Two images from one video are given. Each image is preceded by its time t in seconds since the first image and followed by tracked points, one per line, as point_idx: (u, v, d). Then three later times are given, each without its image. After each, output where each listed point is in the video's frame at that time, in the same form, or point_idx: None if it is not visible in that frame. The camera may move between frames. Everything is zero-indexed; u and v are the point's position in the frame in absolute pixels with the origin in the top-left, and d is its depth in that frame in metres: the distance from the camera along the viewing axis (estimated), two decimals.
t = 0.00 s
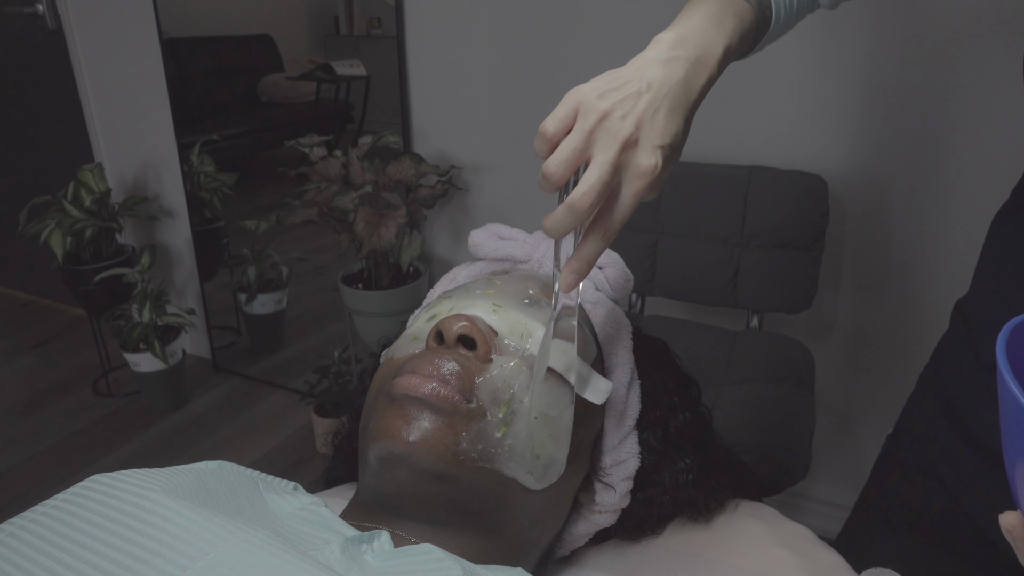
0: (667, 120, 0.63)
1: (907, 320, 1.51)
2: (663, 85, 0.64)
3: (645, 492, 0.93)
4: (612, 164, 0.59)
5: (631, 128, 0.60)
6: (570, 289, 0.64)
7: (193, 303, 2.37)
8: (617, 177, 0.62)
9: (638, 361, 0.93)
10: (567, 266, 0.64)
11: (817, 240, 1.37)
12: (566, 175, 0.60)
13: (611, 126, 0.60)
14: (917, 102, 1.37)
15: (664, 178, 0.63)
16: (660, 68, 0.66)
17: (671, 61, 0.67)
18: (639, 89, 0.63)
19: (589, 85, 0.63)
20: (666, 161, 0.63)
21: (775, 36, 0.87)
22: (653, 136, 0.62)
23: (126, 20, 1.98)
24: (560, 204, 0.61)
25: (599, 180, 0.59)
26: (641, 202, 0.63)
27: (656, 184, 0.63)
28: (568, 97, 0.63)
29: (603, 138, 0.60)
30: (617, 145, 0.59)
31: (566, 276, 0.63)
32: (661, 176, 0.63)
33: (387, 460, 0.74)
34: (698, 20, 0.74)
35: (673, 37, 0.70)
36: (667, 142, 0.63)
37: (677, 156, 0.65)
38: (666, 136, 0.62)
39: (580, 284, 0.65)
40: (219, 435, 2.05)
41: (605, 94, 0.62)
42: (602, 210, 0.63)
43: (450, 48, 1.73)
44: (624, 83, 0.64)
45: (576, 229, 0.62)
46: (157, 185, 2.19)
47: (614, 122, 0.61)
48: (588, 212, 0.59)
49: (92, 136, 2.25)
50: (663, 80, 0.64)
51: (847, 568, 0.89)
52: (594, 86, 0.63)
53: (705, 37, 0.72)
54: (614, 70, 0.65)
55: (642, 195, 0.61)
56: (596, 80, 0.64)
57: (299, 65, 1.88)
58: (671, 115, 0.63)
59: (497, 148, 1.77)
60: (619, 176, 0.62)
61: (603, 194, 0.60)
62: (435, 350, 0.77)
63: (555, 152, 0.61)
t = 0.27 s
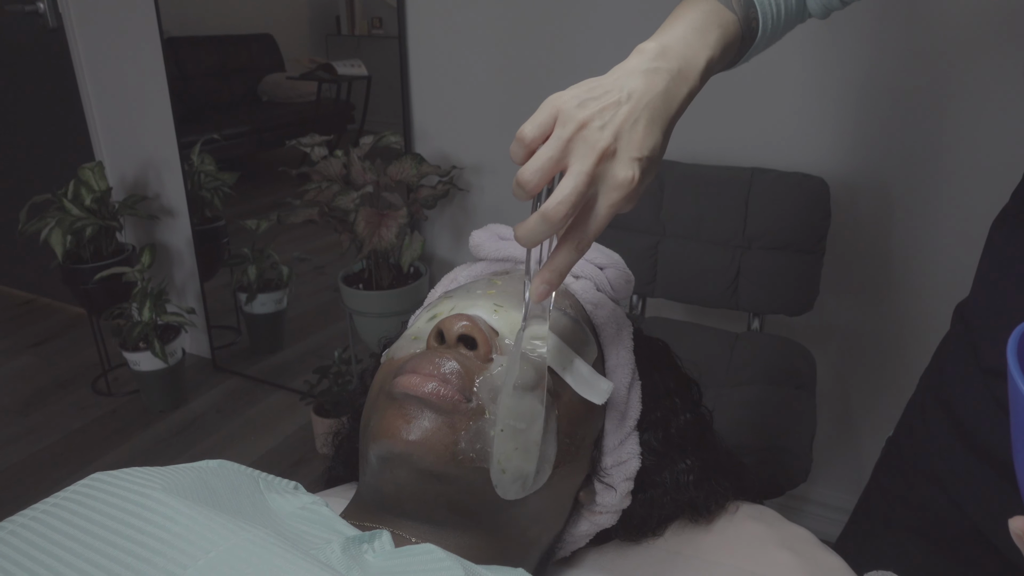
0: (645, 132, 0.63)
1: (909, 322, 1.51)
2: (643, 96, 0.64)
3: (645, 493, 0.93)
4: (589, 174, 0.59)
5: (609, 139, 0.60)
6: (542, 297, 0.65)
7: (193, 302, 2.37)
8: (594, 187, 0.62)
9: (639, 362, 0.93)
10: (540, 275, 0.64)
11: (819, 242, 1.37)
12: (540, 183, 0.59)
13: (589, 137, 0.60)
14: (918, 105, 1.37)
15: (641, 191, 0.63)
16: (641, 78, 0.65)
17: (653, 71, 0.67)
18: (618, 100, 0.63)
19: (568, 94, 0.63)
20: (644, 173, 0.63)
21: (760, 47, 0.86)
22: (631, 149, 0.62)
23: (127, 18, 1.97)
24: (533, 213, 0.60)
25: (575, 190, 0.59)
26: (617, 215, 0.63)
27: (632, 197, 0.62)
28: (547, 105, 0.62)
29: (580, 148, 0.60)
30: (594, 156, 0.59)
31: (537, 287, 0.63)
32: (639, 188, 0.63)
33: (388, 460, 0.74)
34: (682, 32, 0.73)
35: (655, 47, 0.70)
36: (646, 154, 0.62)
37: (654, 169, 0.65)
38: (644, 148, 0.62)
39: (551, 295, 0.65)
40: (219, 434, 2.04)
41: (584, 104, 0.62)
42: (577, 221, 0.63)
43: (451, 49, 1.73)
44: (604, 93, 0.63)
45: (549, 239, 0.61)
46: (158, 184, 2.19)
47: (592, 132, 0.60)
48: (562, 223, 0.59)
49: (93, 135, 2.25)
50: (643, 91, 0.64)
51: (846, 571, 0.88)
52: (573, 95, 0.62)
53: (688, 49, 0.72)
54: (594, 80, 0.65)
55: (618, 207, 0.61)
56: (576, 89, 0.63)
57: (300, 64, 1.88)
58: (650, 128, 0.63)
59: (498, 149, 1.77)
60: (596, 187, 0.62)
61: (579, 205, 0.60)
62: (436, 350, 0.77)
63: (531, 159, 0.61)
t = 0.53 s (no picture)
0: (624, 130, 0.62)
1: (908, 323, 1.51)
2: (623, 94, 0.64)
3: (645, 493, 0.93)
4: (564, 166, 0.59)
5: (586, 134, 0.60)
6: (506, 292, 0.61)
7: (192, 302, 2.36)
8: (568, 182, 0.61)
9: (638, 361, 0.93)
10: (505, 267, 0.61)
11: (818, 243, 1.37)
12: (514, 173, 0.60)
13: (566, 129, 0.60)
14: (918, 106, 1.37)
15: (616, 189, 0.62)
16: (624, 77, 0.65)
17: (635, 71, 0.66)
18: (597, 96, 0.62)
19: (548, 87, 0.63)
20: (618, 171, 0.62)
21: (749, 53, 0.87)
22: (608, 145, 0.61)
23: (127, 18, 1.97)
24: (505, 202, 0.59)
25: (549, 179, 0.58)
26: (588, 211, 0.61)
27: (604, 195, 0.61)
28: (527, 97, 0.62)
29: (556, 140, 0.60)
30: (570, 148, 0.59)
31: (505, 279, 0.60)
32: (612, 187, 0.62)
33: (388, 460, 0.74)
34: (667, 34, 0.73)
35: (640, 47, 0.70)
36: (623, 152, 0.62)
37: (631, 169, 0.64)
38: (621, 146, 0.62)
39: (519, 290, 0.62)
40: (218, 434, 2.04)
41: (564, 97, 0.62)
42: (549, 214, 0.61)
43: (451, 49, 1.73)
44: (584, 89, 0.63)
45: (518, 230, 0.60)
46: (157, 183, 2.19)
47: (569, 125, 0.60)
48: (534, 212, 0.58)
49: (92, 134, 2.25)
50: (624, 89, 0.64)
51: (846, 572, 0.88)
52: (553, 89, 0.62)
53: (673, 52, 0.71)
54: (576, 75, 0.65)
55: (592, 203, 0.61)
56: (556, 83, 0.63)
57: (300, 64, 1.88)
58: (628, 126, 0.63)
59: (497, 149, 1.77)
60: (571, 181, 0.61)
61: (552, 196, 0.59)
62: (436, 350, 0.77)
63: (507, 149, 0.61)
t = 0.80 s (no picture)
0: (670, 102, 0.61)
1: (907, 324, 1.51)
2: (665, 70, 0.63)
3: (645, 494, 0.93)
4: (614, 137, 0.57)
5: (633, 105, 0.59)
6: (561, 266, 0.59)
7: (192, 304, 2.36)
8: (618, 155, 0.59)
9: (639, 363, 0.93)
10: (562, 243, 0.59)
11: (817, 244, 1.37)
12: (563, 147, 0.58)
13: (613, 103, 0.59)
14: (917, 107, 1.37)
15: (667, 161, 0.61)
16: (662, 55, 0.65)
17: (673, 49, 0.67)
18: (641, 71, 0.62)
19: (590, 63, 0.62)
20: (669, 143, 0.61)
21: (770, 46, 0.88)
22: (656, 117, 0.60)
23: (127, 20, 1.98)
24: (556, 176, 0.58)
25: (600, 149, 0.56)
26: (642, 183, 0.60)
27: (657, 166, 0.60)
28: (569, 73, 0.61)
29: (604, 114, 0.59)
30: (619, 119, 0.58)
31: (557, 254, 0.58)
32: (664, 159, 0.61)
33: (389, 461, 0.74)
34: (700, 16, 0.74)
35: (675, 28, 0.70)
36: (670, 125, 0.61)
37: (679, 142, 0.63)
38: (669, 118, 0.61)
39: (571, 265, 0.60)
40: (217, 436, 2.04)
41: (608, 72, 0.61)
42: (599, 188, 0.59)
43: (451, 51, 1.73)
44: (627, 65, 0.63)
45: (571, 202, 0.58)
46: (157, 185, 2.19)
47: (616, 98, 0.59)
48: (587, 183, 0.56)
49: (92, 136, 2.25)
50: (665, 66, 0.63)
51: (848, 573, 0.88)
52: (596, 65, 0.62)
53: (707, 32, 0.72)
54: (614, 56, 0.65)
55: (644, 174, 0.59)
56: (598, 60, 0.63)
57: (300, 66, 1.88)
58: (673, 98, 0.62)
59: (497, 151, 1.78)
60: (621, 154, 0.59)
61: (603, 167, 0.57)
62: (437, 351, 0.77)
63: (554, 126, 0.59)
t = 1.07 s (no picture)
0: (658, 140, 0.62)
1: (909, 325, 1.51)
2: (654, 105, 0.63)
3: (646, 495, 0.93)
4: (600, 183, 0.59)
5: (620, 148, 0.60)
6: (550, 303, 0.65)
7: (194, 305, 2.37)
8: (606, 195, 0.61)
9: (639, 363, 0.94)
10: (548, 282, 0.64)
11: (819, 245, 1.37)
12: (551, 190, 0.59)
13: (600, 144, 0.60)
14: (919, 108, 1.37)
15: (653, 200, 0.62)
16: (653, 86, 0.65)
17: (663, 78, 0.66)
18: (629, 108, 0.62)
19: (578, 100, 0.62)
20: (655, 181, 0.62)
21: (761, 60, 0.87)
22: (643, 157, 0.61)
23: (130, 22, 1.98)
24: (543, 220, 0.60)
25: (586, 198, 0.58)
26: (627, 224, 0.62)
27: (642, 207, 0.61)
28: (556, 112, 0.61)
29: (591, 156, 0.60)
30: (605, 165, 0.59)
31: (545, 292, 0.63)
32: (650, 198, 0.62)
33: (389, 461, 0.74)
34: (691, 38, 0.73)
35: (667, 53, 0.69)
36: (657, 163, 0.62)
37: (666, 179, 0.64)
38: (656, 157, 0.62)
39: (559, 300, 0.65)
40: (220, 437, 2.05)
41: (596, 110, 0.61)
42: (585, 229, 0.62)
43: (453, 52, 1.74)
44: (617, 99, 0.63)
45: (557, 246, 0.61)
46: (159, 186, 2.20)
47: (604, 139, 0.60)
48: (572, 231, 0.59)
49: (95, 138, 2.26)
50: (654, 101, 0.64)
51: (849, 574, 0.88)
52: (583, 102, 0.61)
53: (699, 55, 0.71)
54: (606, 85, 0.65)
55: (629, 217, 0.61)
56: (587, 94, 0.63)
57: (302, 68, 1.90)
58: (662, 136, 0.63)
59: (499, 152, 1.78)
60: (607, 194, 0.61)
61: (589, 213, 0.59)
62: (437, 351, 0.77)
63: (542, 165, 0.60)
